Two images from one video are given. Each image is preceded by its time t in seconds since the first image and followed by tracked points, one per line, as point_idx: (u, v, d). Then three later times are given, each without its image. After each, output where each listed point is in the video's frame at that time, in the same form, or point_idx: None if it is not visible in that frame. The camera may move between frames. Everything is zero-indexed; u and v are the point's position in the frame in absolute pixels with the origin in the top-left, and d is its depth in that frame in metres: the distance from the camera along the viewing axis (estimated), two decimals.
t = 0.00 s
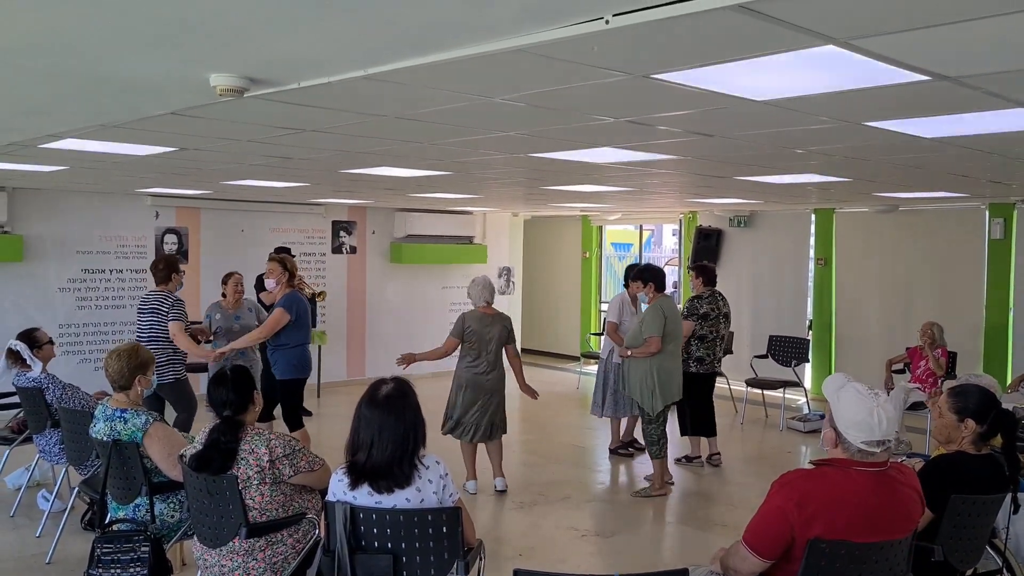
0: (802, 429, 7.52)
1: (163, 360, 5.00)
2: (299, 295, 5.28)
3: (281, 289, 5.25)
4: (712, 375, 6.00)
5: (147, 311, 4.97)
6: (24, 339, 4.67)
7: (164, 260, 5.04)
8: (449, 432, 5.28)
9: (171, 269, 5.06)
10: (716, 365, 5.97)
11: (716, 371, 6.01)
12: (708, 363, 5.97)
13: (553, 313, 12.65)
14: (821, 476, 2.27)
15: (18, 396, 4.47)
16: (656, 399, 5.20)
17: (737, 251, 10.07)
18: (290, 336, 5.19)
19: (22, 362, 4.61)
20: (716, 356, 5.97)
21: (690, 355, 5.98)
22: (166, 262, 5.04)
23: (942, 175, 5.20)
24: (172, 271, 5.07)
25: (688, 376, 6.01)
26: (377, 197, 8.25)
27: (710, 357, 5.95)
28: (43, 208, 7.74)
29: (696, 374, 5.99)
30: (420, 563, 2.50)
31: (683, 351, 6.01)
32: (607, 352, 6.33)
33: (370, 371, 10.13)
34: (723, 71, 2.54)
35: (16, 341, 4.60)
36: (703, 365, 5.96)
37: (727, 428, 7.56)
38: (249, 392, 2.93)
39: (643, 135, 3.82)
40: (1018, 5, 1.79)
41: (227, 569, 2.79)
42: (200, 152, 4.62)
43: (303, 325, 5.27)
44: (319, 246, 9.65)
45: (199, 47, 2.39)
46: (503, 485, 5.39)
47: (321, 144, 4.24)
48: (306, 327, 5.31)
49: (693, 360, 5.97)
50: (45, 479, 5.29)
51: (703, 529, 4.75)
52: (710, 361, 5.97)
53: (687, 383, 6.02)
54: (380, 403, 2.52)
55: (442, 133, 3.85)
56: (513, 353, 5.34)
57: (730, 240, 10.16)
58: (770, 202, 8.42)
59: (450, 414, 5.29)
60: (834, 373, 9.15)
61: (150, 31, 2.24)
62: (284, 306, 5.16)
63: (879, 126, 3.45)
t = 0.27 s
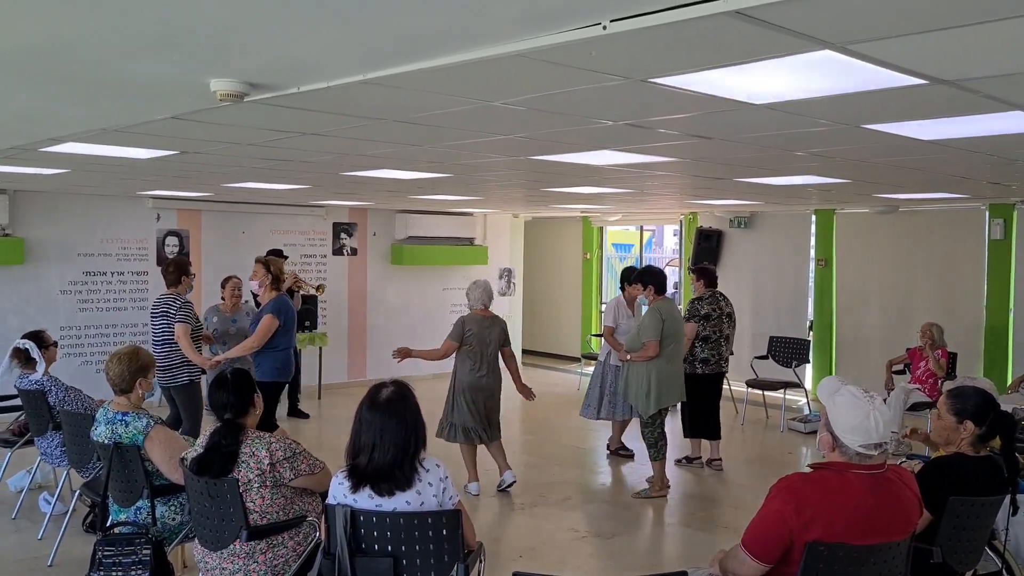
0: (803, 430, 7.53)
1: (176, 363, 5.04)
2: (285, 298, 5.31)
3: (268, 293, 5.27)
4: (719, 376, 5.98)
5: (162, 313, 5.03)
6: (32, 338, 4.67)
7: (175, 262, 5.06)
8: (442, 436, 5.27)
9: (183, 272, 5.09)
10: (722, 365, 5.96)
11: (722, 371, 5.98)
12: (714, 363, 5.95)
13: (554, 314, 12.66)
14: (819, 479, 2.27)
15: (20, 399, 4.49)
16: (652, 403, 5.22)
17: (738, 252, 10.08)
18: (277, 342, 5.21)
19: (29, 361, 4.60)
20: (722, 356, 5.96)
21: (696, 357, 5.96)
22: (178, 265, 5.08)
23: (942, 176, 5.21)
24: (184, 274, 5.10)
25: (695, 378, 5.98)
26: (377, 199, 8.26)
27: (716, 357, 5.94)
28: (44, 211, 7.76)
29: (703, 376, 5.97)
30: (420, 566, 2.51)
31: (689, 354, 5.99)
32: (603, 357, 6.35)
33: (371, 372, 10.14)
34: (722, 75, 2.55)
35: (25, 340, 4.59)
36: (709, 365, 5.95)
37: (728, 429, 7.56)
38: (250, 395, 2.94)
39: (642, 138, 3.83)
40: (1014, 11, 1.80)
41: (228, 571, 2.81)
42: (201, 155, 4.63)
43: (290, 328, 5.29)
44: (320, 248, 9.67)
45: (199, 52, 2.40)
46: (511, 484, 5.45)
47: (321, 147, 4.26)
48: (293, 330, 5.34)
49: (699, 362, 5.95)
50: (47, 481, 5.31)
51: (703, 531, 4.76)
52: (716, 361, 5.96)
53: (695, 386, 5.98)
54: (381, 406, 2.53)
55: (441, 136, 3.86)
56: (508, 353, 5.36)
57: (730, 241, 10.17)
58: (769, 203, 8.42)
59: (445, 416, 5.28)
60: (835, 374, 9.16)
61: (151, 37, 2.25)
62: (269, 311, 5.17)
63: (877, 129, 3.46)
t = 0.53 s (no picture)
0: (802, 429, 7.54)
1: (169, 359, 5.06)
2: (273, 296, 5.27)
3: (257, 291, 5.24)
4: (725, 375, 5.94)
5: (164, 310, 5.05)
6: (30, 339, 4.67)
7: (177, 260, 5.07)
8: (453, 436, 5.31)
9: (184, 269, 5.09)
10: (727, 366, 5.94)
11: (728, 371, 5.96)
12: (720, 363, 5.92)
13: (553, 313, 12.66)
14: (817, 478, 2.28)
15: (18, 399, 4.49)
16: (649, 405, 5.23)
17: (737, 251, 10.08)
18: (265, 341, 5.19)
19: (25, 362, 4.61)
20: (727, 356, 5.94)
21: (702, 358, 5.91)
22: (179, 262, 5.08)
23: (940, 176, 5.21)
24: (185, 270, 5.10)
25: (702, 379, 5.93)
26: (376, 198, 8.27)
27: (721, 357, 5.92)
28: (43, 211, 7.77)
29: (710, 377, 5.92)
30: (419, 565, 2.51)
31: (694, 355, 5.94)
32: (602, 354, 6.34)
33: (370, 372, 10.14)
34: (719, 75, 2.55)
35: (22, 340, 4.60)
36: (716, 366, 5.90)
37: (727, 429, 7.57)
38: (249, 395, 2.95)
39: (639, 138, 3.83)
40: (1010, 12, 1.80)
41: (227, 571, 2.81)
42: (200, 155, 4.64)
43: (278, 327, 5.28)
44: (319, 248, 9.67)
45: (196, 53, 2.41)
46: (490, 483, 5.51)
47: (320, 147, 4.26)
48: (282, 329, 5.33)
49: (705, 363, 5.90)
50: (46, 481, 5.31)
51: (702, 530, 4.76)
52: (722, 361, 5.93)
53: (701, 386, 5.96)
54: (379, 406, 2.53)
55: (439, 137, 3.87)
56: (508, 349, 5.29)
57: (729, 240, 10.17)
58: (768, 202, 8.43)
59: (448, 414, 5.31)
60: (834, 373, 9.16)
61: (148, 38, 2.25)
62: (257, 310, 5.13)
63: (875, 129, 3.47)
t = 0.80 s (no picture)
0: (801, 427, 7.54)
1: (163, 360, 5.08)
2: (258, 299, 5.23)
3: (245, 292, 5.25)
4: (721, 372, 5.98)
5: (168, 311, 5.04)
6: (33, 338, 4.65)
7: (175, 263, 5.11)
8: (452, 434, 5.33)
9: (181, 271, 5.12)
10: (725, 362, 5.97)
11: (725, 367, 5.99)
12: (717, 359, 5.95)
13: (552, 312, 12.66)
14: (816, 477, 2.28)
15: (17, 398, 4.49)
16: (647, 401, 5.23)
17: (736, 250, 10.08)
18: (245, 341, 5.15)
19: (26, 361, 4.60)
20: (725, 352, 5.97)
21: (699, 354, 5.94)
22: (179, 265, 5.12)
23: (940, 174, 5.21)
24: (183, 273, 5.12)
25: (699, 375, 5.97)
26: (375, 197, 8.26)
27: (719, 353, 5.94)
28: (42, 210, 7.76)
29: (707, 372, 5.96)
30: (417, 564, 2.51)
31: (693, 351, 5.96)
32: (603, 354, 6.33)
33: (369, 371, 10.14)
34: (717, 74, 2.55)
35: (24, 339, 4.57)
36: (712, 362, 5.94)
37: (726, 427, 7.58)
38: (247, 394, 2.96)
39: (638, 137, 3.83)
40: (1007, 10, 1.80)
41: (226, 570, 2.81)
42: (198, 154, 4.64)
43: (264, 329, 5.23)
44: (318, 247, 9.67)
45: (194, 53, 2.41)
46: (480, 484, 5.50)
47: (319, 146, 4.26)
48: (268, 332, 5.28)
49: (703, 359, 5.93)
50: (45, 480, 5.32)
51: (701, 529, 4.77)
52: (719, 357, 5.96)
53: (699, 383, 5.98)
54: (378, 404, 2.53)
55: (438, 136, 3.86)
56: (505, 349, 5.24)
57: (729, 239, 10.17)
58: (767, 201, 8.42)
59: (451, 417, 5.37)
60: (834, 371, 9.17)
61: (146, 37, 2.25)
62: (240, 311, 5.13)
63: (874, 128, 3.47)
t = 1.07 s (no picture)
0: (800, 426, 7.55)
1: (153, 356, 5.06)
2: (236, 293, 4.89)
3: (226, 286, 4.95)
4: (713, 374, 5.97)
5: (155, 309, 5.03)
6: (29, 338, 4.66)
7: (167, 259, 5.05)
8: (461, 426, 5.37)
9: (173, 268, 5.08)
10: (717, 363, 5.95)
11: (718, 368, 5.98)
12: (710, 359, 5.94)
13: (551, 311, 12.67)
14: (814, 475, 2.28)
15: (16, 397, 4.49)
16: (646, 399, 5.22)
17: (734, 248, 10.09)
18: (212, 334, 4.86)
19: (23, 360, 4.59)
20: (718, 353, 5.94)
21: (693, 354, 5.93)
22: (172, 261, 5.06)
23: (938, 172, 5.21)
24: (175, 270, 5.07)
25: (692, 376, 5.96)
26: (373, 196, 8.26)
27: (712, 353, 5.92)
28: (41, 209, 7.76)
29: (699, 373, 5.95)
30: (415, 562, 2.51)
31: (686, 351, 5.95)
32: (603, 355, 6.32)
33: (368, 369, 10.14)
34: (715, 73, 2.55)
35: (19, 339, 4.57)
36: (705, 363, 5.93)
37: (725, 426, 7.58)
38: (244, 392, 2.96)
39: (636, 136, 3.83)
40: (1005, 8, 1.79)
41: (224, 569, 2.81)
42: (196, 153, 4.63)
43: (235, 324, 4.85)
44: (316, 246, 9.66)
45: (192, 51, 2.41)
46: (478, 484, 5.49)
47: (317, 145, 4.25)
48: (242, 327, 4.87)
49: (696, 360, 5.92)
50: (44, 480, 5.32)
51: (700, 527, 4.77)
52: (712, 358, 5.94)
53: (692, 384, 5.98)
54: (376, 403, 2.53)
55: (436, 134, 3.86)
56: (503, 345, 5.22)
57: (727, 238, 10.17)
58: (765, 200, 8.43)
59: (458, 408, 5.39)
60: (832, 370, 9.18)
61: (142, 35, 2.25)
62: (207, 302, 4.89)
63: (872, 126, 3.47)
